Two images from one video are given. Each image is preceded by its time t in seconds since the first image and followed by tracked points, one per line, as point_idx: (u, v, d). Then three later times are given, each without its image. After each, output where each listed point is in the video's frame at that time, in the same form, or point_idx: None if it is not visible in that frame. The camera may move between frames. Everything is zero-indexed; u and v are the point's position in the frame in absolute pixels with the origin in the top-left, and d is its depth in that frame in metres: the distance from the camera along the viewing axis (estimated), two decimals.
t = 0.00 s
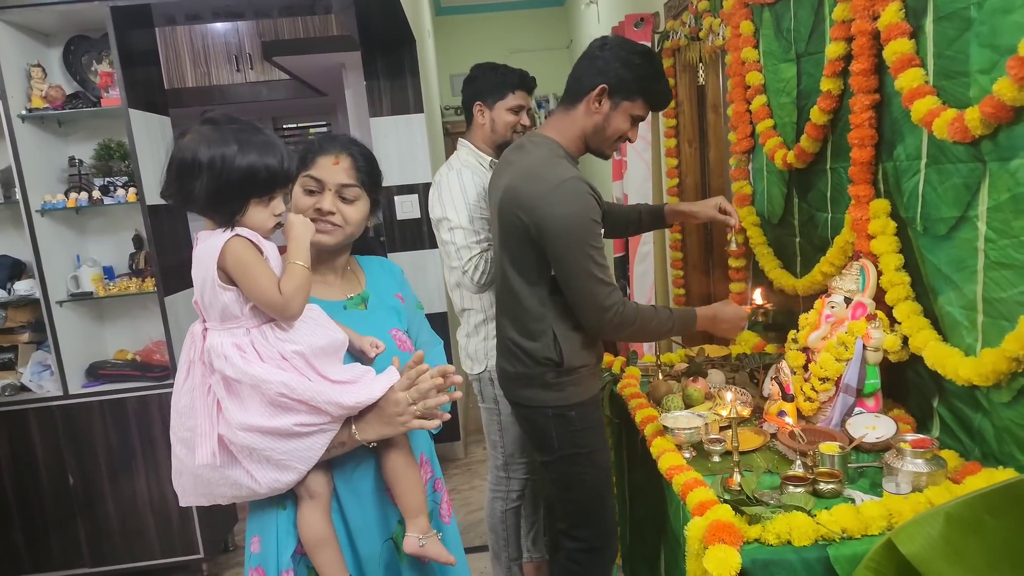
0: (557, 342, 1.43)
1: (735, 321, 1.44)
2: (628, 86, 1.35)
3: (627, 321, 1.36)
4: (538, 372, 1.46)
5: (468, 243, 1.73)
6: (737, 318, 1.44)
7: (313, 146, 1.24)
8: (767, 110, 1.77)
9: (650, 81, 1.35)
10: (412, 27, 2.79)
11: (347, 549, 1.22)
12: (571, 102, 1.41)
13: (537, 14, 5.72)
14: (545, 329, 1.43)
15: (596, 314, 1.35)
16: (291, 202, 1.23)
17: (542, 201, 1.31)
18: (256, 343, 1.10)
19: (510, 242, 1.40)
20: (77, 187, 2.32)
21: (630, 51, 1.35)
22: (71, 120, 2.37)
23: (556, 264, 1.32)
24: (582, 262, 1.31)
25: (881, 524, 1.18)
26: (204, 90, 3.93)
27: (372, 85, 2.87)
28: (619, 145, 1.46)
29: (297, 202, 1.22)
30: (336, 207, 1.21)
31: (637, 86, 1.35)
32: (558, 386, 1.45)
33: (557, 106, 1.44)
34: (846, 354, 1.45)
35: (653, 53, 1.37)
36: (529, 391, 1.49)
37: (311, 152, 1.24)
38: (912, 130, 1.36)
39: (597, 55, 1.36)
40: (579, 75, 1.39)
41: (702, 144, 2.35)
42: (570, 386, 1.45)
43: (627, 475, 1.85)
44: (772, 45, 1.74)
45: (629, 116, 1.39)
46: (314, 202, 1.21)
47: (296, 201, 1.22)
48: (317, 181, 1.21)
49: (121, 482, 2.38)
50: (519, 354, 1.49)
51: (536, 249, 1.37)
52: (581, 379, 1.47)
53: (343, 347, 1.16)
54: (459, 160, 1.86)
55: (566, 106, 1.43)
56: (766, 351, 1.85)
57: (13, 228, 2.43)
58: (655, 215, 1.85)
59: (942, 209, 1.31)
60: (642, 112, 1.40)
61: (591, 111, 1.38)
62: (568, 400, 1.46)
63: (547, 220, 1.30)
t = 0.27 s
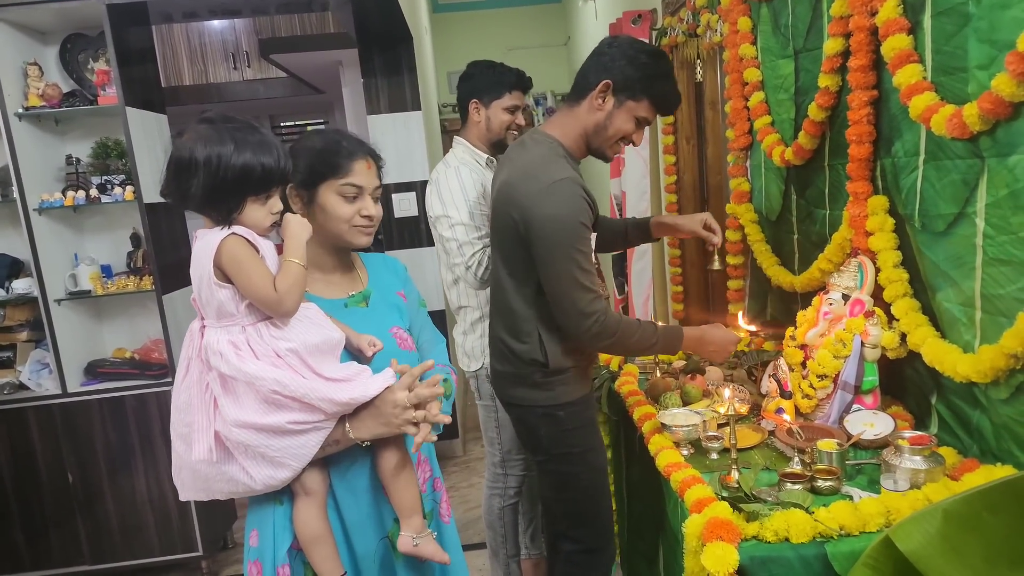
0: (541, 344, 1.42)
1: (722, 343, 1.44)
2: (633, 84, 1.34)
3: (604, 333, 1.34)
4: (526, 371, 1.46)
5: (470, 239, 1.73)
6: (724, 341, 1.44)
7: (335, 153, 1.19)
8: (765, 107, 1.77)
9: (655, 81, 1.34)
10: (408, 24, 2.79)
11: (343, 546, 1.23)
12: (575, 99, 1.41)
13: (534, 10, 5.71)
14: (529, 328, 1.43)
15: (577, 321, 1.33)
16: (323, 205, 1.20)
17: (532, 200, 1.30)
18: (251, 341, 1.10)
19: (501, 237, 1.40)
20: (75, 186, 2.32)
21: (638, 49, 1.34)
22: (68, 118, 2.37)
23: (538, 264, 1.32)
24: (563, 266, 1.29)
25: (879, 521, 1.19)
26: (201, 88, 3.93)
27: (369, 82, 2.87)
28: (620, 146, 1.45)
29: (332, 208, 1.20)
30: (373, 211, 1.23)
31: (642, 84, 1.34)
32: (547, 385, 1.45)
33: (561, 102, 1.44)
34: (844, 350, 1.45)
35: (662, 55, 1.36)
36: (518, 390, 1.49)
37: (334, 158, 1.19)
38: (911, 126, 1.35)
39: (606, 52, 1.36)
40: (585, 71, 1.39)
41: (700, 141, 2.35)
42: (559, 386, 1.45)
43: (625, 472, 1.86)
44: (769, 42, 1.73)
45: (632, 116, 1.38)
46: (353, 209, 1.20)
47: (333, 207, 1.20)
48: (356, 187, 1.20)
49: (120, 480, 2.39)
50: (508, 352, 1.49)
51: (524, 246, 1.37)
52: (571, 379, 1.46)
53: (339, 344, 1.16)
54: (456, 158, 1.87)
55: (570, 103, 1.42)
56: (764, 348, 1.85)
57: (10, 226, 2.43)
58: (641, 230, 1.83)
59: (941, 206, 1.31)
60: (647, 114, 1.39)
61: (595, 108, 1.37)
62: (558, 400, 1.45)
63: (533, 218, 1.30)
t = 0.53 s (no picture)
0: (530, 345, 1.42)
1: (736, 334, 1.43)
2: (647, 82, 1.34)
3: (602, 329, 1.31)
4: (513, 374, 1.47)
5: (465, 235, 1.74)
6: (737, 331, 1.43)
7: (352, 162, 1.17)
8: (768, 105, 1.77)
9: (668, 79, 1.33)
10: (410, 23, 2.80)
11: (342, 544, 1.23)
12: (587, 94, 1.41)
13: (536, 9, 5.73)
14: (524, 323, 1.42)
15: (576, 317, 1.31)
16: (342, 214, 1.19)
17: (531, 190, 1.30)
18: (250, 341, 1.11)
19: (500, 229, 1.40)
20: (79, 183, 2.34)
21: (653, 47, 1.34)
22: (73, 116, 2.38)
23: (536, 256, 1.31)
24: (561, 258, 1.28)
25: (882, 522, 1.18)
26: (204, 87, 3.96)
27: (371, 80, 2.88)
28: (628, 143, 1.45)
29: (351, 218, 1.19)
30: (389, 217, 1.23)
31: (655, 82, 1.34)
32: (533, 389, 1.45)
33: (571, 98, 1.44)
34: (847, 350, 1.44)
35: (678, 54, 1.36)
36: (504, 393, 1.50)
37: (351, 167, 1.17)
38: (915, 124, 1.35)
39: (620, 48, 1.36)
40: (598, 67, 1.39)
41: (702, 139, 2.35)
42: (547, 393, 1.45)
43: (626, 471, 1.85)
44: (772, 40, 1.73)
45: (642, 114, 1.38)
46: (370, 217, 1.20)
47: (351, 216, 1.19)
48: (374, 195, 1.20)
49: (122, 476, 2.40)
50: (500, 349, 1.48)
51: (520, 238, 1.37)
52: (560, 385, 1.45)
53: (338, 346, 1.16)
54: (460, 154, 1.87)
55: (581, 98, 1.42)
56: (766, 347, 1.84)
57: (15, 223, 2.45)
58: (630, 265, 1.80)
59: (945, 204, 1.30)
60: (657, 114, 1.39)
61: (606, 103, 1.37)
62: (543, 406, 1.45)
63: (528, 208, 1.29)
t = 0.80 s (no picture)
0: (524, 344, 1.41)
1: (753, 313, 1.47)
2: (660, 85, 1.35)
3: (617, 317, 1.30)
4: (505, 380, 1.47)
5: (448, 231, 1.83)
6: (754, 309, 1.47)
7: (353, 167, 1.17)
8: (767, 103, 1.76)
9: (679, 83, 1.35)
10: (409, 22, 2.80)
11: (342, 544, 1.23)
12: (599, 93, 1.40)
13: (535, 7, 5.73)
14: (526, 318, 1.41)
15: (592, 306, 1.29)
16: (342, 218, 1.18)
17: (539, 176, 1.30)
18: (248, 345, 1.10)
19: (503, 222, 1.40)
20: (79, 184, 2.33)
21: (668, 50, 1.37)
22: (73, 116, 2.38)
23: (545, 245, 1.30)
24: (573, 245, 1.27)
25: (885, 519, 1.18)
26: (203, 86, 3.96)
27: (371, 80, 2.88)
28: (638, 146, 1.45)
29: (351, 221, 1.18)
30: (389, 219, 1.23)
31: (667, 83, 1.35)
32: (524, 398, 1.45)
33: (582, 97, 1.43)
34: (848, 348, 1.44)
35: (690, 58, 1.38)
36: (494, 400, 1.51)
37: (352, 172, 1.17)
38: (915, 121, 1.34)
39: (636, 49, 1.37)
40: (613, 66, 1.39)
41: (702, 137, 2.35)
42: (537, 402, 1.45)
43: (627, 469, 1.85)
44: (772, 38, 1.73)
45: (655, 117, 1.39)
46: (371, 219, 1.19)
47: (351, 219, 1.18)
48: (373, 198, 1.19)
49: (123, 477, 2.40)
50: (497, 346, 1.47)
51: (525, 229, 1.36)
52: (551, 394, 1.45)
53: (338, 348, 1.16)
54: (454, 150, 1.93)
55: (592, 97, 1.42)
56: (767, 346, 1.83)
57: (15, 224, 2.45)
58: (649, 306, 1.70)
59: (945, 202, 1.30)
60: (669, 117, 1.40)
61: (620, 103, 1.37)
62: (534, 417, 1.45)
63: (537, 195, 1.29)
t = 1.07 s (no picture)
0: (524, 344, 1.41)
1: (760, 312, 1.47)
2: (671, 91, 1.37)
3: (626, 317, 1.31)
4: (501, 384, 1.47)
5: (428, 238, 1.93)
6: (760, 308, 1.48)
7: (350, 162, 1.17)
8: (768, 103, 1.77)
9: (692, 86, 1.38)
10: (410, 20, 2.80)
11: (340, 545, 1.23)
12: (610, 97, 1.41)
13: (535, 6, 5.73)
14: (529, 317, 1.41)
15: (603, 305, 1.30)
16: (339, 215, 1.18)
17: (548, 174, 1.30)
18: (242, 347, 1.10)
19: (508, 220, 1.40)
20: (78, 180, 2.32)
21: (679, 55, 1.39)
22: (71, 113, 2.37)
23: (553, 243, 1.30)
24: (582, 244, 1.28)
25: (883, 519, 1.18)
26: (203, 83, 3.96)
27: (372, 78, 2.88)
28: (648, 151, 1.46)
29: (347, 217, 1.18)
30: (386, 217, 1.22)
31: (678, 88, 1.37)
32: (518, 404, 1.45)
33: (593, 99, 1.44)
34: (847, 348, 1.44)
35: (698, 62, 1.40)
36: (488, 405, 1.51)
37: (349, 169, 1.16)
38: (915, 122, 1.35)
39: (644, 53, 1.39)
40: (624, 70, 1.39)
41: (702, 137, 2.35)
42: (531, 408, 1.45)
43: (627, 468, 1.85)
44: (773, 38, 1.74)
45: (667, 122, 1.41)
46: (368, 217, 1.19)
47: (347, 216, 1.18)
48: (370, 196, 1.19)
49: (121, 474, 2.39)
50: (495, 345, 1.47)
51: (531, 227, 1.36)
52: (548, 400, 1.45)
53: (334, 349, 1.15)
54: (429, 157, 2.02)
55: (603, 100, 1.42)
56: (767, 344, 1.83)
57: (13, 221, 2.44)
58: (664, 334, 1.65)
59: (945, 203, 1.30)
60: (680, 120, 1.42)
61: (634, 107, 1.38)
62: (529, 423, 1.45)
63: (546, 193, 1.29)
